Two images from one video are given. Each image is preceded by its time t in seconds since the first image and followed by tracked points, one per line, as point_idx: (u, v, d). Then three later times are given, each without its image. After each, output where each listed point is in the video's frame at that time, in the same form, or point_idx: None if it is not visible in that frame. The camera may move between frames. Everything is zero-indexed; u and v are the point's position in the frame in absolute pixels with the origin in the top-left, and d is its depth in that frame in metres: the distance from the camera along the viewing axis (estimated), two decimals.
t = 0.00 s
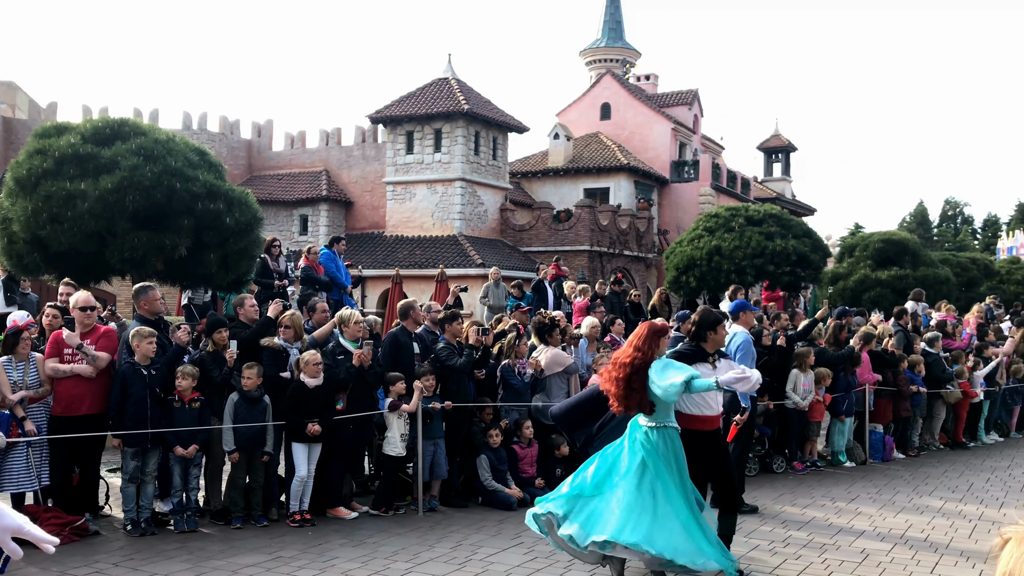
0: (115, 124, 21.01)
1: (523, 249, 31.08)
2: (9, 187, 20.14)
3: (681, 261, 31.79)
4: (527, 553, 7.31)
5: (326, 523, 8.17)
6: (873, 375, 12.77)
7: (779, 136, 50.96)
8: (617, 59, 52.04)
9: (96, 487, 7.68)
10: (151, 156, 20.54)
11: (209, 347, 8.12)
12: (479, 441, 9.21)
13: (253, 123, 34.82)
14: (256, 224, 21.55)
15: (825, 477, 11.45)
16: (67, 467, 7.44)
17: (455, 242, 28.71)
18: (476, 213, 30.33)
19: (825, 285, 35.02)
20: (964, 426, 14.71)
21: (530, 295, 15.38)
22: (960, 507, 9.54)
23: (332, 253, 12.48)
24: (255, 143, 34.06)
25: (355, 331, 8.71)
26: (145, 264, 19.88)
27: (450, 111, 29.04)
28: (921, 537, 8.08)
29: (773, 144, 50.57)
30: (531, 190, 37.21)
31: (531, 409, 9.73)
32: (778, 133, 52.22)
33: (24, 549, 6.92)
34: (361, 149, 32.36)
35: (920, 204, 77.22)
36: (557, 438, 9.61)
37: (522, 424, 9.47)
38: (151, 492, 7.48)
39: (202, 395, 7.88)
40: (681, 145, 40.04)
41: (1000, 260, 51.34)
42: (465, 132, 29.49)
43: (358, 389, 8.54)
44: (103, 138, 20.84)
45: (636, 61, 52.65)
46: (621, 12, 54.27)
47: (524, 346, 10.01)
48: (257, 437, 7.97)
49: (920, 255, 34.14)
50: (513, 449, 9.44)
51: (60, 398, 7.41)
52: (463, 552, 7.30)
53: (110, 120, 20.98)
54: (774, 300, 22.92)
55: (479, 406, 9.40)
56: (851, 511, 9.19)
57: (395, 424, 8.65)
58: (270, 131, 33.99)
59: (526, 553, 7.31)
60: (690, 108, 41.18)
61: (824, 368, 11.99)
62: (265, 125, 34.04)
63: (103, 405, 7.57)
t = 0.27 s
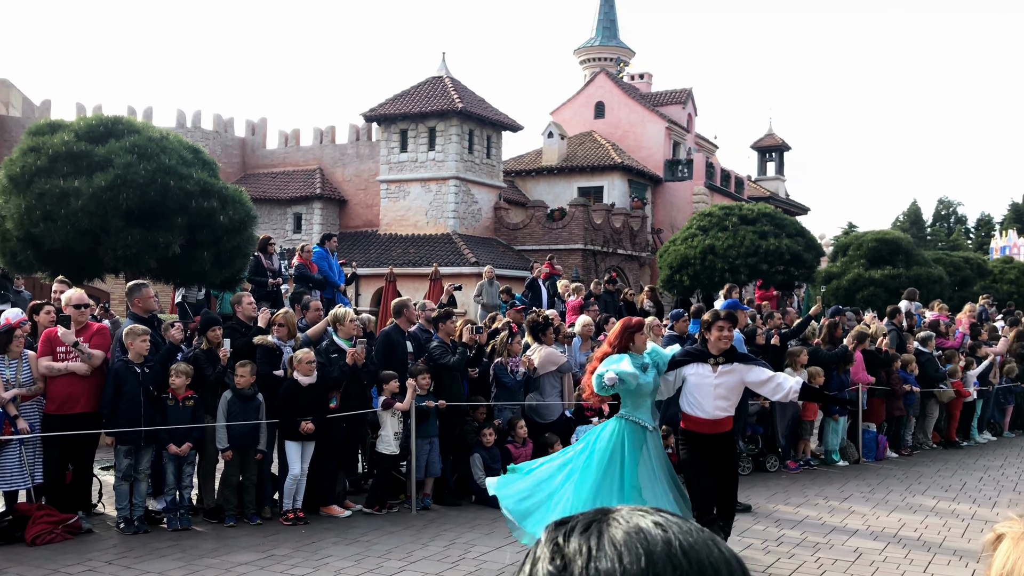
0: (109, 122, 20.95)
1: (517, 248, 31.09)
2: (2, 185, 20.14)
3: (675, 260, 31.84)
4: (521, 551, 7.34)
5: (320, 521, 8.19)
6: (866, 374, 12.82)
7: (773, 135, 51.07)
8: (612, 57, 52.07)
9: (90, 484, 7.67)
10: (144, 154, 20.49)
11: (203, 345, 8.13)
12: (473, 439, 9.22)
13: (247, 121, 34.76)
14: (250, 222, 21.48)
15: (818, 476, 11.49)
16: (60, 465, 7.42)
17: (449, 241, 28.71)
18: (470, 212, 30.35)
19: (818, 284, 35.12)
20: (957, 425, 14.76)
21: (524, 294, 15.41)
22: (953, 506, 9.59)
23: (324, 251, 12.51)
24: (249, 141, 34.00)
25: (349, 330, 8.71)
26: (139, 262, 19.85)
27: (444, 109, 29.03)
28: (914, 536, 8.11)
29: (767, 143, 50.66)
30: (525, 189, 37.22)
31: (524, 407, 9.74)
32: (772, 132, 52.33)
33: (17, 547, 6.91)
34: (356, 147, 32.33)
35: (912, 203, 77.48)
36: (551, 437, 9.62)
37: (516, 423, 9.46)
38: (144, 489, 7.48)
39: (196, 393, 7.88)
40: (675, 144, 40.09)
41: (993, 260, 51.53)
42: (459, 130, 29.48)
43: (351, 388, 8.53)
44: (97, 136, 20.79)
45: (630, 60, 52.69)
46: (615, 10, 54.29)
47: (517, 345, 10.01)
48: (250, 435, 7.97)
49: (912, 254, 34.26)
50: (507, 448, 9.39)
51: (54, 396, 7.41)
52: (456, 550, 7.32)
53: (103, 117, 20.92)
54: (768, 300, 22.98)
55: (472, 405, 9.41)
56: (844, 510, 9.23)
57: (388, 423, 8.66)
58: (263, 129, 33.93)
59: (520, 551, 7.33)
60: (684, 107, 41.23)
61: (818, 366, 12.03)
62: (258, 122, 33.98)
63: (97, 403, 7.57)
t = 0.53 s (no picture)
0: (103, 120, 20.89)
1: (511, 247, 31.11)
2: None
3: (668, 259, 31.88)
4: (515, 550, 7.36)
5: (313, 520, 8.19)
6: (860, 374, 12.87)
7: (766, 135, 51.17)
8: (606, 57, 52.11)
9: (83, 483, 7.66)
10: (138, 152, 20.45)
11: (197, 344, 8.13)
12: (466, 438, 9.23)
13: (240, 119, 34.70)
14: (244, 220, 21.41)
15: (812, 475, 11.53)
16: (53, 463, 7.41)
17: (443, 239, 28.70)
18: (464, 211, 30.35)
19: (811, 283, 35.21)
20: (950, 424, 14.83)
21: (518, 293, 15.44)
22: (946, 506, 9.63)
23: (317, 250, 12.55)
24: (243, 140, 33.95)
25: (343, 328, 8.71)
26: (133, 261, 19.81)
27: (438, 108, 28.99)
28: (908, 535, 8.14)
29: (761, 143, 50.76)
30: (520, 188, 37.23)
31: (517, 406, 9.77)
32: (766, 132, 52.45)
33: (10, 545, 6.91)
34: (350, 146, 32.30)
35: (906, 203, 77.74)
36: (544, 436, 9.66)
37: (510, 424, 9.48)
38: (137, 488, 7.47)
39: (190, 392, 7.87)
40: (669, 143, 40.13)
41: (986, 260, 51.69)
42: (453, 129, 29.48)
43: (345, 386, 8.53)
44: (90, 134, 20.74)
45: (624, 59, 52.74)
46: (609, 10, 54.32)
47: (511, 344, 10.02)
48: (243, 433, 7.97)
49: (906, 254, 34.38)
50: (500, 448, 9.45)
51: (48, 394, 7.41)
52: (450, 549, 7.33)
53: (97, 116, 20.86)
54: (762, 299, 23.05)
55: (465, 405, 9.42)
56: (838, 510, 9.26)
57: (382, 421, 8.68)
58: (257, 128, 33.87)
59: (513, 550, 7.35)
60: (678, 107, 41.29)
61: (809, 366, 12.09)
62: (252, 121, 33.93)
63: (91, 402, 7.57)
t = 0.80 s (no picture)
0: (96, 118, 20.81)
1: (505, 246, 31.13)
2: None
3: (662, 259, 31.93)
4: (509, 549, 7.37)
5: (307, 519, 8.20)
6: (853, 374, 12.91)
7: (760, 134, 51.26)
8: (600, 56, 52.16)
9: (76, 482, 7.65)
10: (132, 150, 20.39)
11: (190, 343, 8.13)
12: (459, 438, 9.25)
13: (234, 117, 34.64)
14: (237, 219, 21.35)
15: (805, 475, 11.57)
16: (47, 461, 7.40)
17: (437, 239, 28.71)
18: (458, 210, 30.36)
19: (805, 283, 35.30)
20: (943, 424, 14.90)
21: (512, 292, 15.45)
22: (939, 506, 9.67)
23: (309, 249, 12.55)
24: (237, 138, 33.90)
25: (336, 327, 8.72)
26: (126, 259, 19.77)
27: (432, 108, 28.97)
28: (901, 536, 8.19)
29: (754, 142, 50.87)
30: (514, 187, 37.26)
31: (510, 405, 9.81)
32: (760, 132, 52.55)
33: (2, 544, 6.90)
34: (344, 144, 32.27)
35: (899, 203, 77.99)
36: (538, 435, 9.72)
37: (506, 425, 9.47)
38: (130, 487, 7.47)
39: (183, 391, 7.87)
40: (663, 143, 40.17)
41: (979, 260, 51.88)
42: (448, 128, 29.48)
43: (338, 386, 8.53)
44: (84, 133, 20.68)
45: (618, 59, 52.81)
46: (603, 9, 54.34)
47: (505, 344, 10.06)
48: (237, 432, 7.97)
49: (899, 254, 34.49)
50: (496, 450, 9.39)
51: (42, 392, 7.39)
52: (444, 548, 7.34)
53: (91, 114, 20.79)
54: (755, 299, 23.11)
55: (458, 405, 9.43)
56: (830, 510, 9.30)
57: (376, 420, 8.68)
58: (251, 126, 33.83)
59: (507, 549, 7.36)
60: (672, 107, 41.34)
61: (802, 365, 12.12)
62: (246, 119, 33.87)
63: (84, 400, 7.56)
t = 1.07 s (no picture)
0: (90, 117, 20.75)
1: (499, 246, 31.14)
2: None
3: (656, 259, 31.99)
4: (501, 549, 7.39)
5: (300, 519, 8.20)
6: (846, 375, 12.97)
7: (754, 135, 51.37)
8: (594, 56, 52.22)
9: (69, 482, 7.64)
10: (126, 149, 20.33)
11: (183, 342, 8.13)
12: (452, 438, 9.26)
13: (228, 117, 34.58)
14: (231, 218, 21.30)
15: (798, 475, 11.63)
16: (39, 461, 7.39)
17: (431, 238, 28.73)
18: (452, 210, 30.36)
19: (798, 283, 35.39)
20: (936, 425, 14.97)
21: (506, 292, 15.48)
22: (932, 506, 9.73)
23: (303, 249, 12.56)
24: (231, 137, 33.86)
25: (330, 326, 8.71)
26: (120, 258, 19.72)
27: (426, 107, 28.95)
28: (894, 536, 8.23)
29: (748, 143, 50.97)
30: (508, 187, 37.28)
31: (503, 405, 9.84)
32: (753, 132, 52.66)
33: None
34: (338, 144, 32.24)
35: (893, 204, 78.26)
36: (532, 435, 9.72)
37: (501, 425, 9.50)
38: (124, 486, 7.47)
39: (177, 390, 7.87)
40: (657, 143, 40.24)
41: (972, 260, 52.06)
42: (442, 128, 29.49)
43: (332, 385, 8.53)
44: (78, 131, 20.63)
45: (612, 59, 52.88)
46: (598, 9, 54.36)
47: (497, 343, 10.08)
48: (231, 431, 7.97)
49: (893, 255, 34.59)
50: (491, 450, 9.42)
51: (36, 391, 7.38)
52: (437, 548, 7.36)
53: (84, 113, 20.74)
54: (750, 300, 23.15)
55: (452, 405, 9.44)
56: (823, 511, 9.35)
57: (369, 420, 8.69)
58: (245, 126, 33.78)
59: (500, 549, 7.38)
60: (666, 107, 41.40)
61: (795, 365, 12.17)
62: (240, 118, 33.83)
63: (78, 399, 7.56)
